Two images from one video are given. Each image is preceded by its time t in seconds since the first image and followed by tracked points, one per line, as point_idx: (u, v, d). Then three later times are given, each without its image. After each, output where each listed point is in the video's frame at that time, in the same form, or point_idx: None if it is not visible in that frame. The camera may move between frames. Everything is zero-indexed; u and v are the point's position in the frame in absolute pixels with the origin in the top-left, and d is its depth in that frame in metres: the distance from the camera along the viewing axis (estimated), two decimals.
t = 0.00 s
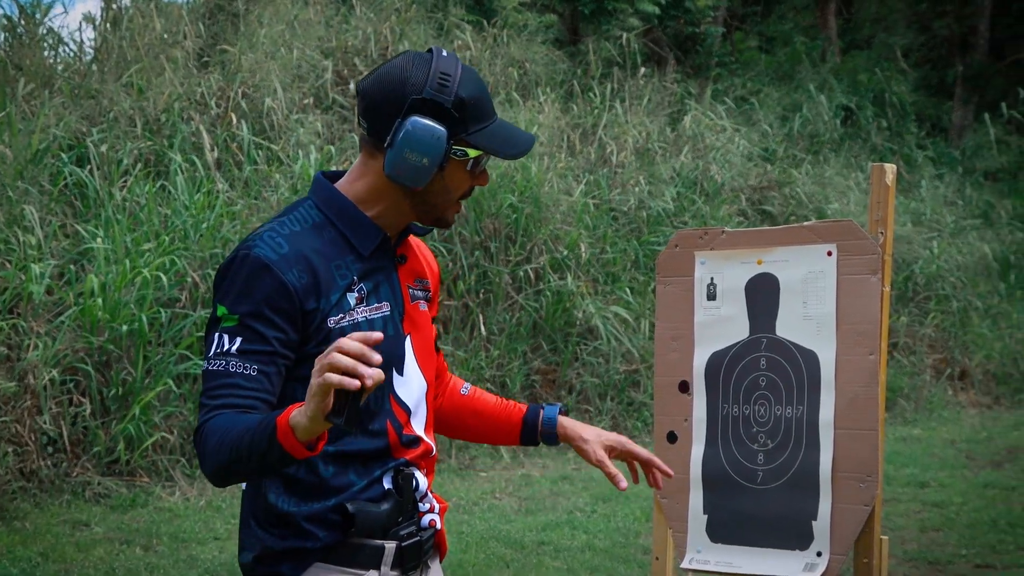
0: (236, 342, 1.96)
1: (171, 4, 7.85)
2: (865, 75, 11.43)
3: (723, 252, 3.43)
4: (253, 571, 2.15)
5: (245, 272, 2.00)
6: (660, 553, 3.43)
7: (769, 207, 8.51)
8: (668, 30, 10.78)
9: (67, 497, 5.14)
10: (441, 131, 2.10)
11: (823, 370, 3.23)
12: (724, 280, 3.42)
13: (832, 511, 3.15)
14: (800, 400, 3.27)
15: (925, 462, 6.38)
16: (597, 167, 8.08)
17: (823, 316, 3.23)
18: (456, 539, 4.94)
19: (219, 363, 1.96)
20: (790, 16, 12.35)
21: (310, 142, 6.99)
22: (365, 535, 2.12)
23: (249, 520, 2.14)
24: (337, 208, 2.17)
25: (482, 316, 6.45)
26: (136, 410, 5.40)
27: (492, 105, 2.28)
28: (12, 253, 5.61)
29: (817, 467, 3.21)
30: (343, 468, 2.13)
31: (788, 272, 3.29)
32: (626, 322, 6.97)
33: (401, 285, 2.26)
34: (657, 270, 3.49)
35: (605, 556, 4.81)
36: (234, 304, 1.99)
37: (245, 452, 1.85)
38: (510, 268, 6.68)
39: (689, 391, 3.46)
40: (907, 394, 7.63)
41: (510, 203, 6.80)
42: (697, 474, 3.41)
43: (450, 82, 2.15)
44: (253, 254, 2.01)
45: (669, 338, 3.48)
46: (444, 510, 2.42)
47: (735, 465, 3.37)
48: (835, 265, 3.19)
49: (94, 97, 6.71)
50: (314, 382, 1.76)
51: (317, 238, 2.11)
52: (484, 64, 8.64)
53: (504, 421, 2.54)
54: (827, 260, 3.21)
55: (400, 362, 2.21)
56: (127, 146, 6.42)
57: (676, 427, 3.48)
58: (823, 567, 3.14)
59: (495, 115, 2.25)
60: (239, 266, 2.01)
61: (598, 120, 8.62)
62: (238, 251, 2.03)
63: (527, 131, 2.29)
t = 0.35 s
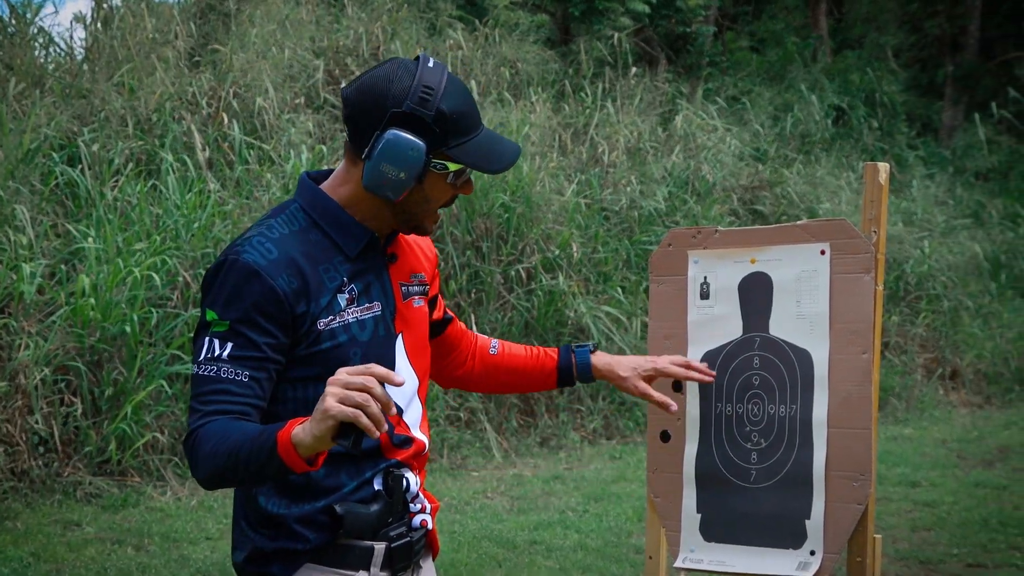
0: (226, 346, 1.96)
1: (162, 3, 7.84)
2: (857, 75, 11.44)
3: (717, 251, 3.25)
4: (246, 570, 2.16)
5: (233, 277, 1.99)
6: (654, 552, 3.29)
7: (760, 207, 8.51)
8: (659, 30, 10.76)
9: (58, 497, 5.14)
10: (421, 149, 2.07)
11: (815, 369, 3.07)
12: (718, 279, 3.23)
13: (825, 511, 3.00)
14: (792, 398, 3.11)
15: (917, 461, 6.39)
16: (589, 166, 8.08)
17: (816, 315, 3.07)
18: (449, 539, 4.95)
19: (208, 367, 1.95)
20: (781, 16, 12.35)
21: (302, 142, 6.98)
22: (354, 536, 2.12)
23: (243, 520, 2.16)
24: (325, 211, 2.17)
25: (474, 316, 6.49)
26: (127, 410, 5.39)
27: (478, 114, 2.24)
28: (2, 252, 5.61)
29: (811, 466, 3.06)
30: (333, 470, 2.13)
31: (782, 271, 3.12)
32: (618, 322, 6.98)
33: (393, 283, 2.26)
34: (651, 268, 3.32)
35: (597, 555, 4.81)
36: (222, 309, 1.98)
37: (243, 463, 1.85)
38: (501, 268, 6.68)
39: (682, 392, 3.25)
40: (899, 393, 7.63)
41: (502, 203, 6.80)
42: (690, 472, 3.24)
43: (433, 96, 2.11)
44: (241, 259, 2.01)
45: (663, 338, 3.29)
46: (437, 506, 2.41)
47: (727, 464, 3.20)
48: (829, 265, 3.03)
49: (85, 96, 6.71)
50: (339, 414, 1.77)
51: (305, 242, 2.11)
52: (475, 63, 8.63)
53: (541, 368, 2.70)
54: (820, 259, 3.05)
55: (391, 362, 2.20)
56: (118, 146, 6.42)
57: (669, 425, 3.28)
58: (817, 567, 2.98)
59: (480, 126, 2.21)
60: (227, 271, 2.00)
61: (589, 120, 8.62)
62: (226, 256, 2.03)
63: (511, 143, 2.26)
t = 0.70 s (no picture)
0: (214, 354, 1.98)
1: (156, 3, 7.84)
2: (851, 75, 11.45)
3: (713, 251, 3.22)
4: (242, 569, 2.17)
5: (220, 285, 2.01)
6: (649, 552, 3.26)
7: (754, 207, 8.52)
8: (654, 29, 10.78)
9: (52, 497, 5.14)
10: (404, 152, 2.07)
11: (811, 369, 3.03)
12: (714, 279, 3.20)
13: (821, 511, 2.97)
14: (789, 398, 3.07)
15: (911, 461, 6.40)
16: (584, 167, 8.09)
17: (812, 315, 3.03)
18: (443, 539, 4.95)
19: (197, 375, 1.97)
20: (776, 16, 12.36)
21: (296, 142, 6.98)
22: (349, 534, 2.12)
23: (239, 521, 2.17)
24: (314, 216, 2.17)
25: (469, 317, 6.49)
26: (121, 409, 5.38)
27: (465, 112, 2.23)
28: None
29: (807, 466, 3.02)
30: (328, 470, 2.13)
31: (778, 271, 3.09)
32: (612, 322, 6.99)
33: (386, 286, 2.25)
34: (647, 268, 3.30)
35: (592, 555, 4.82)
36: (211, 316, 2.00)
37: (223, 466, 1.87)
38: (496, 267, 6.69)
39: (679, 391, 3.23)
40: (893, 394, 7.65)
41: (497, 203, 6.80)
42: (687, 472, 3.22)
43: (415, 97, 2.11)
44: (228, 266, 2.02)
45: (659, 338, 3.27)
46: (435, 504, 2.39)
47: (724, 464, 3.17)
48: (824, 264, 3.00)
49: (80, 96, 6.71)
50: (305, 433, 1.79)
51: (293, 247, 2.11)
52: (470, 64, 8.63)
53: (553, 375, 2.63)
54: (816, 259, 3.01)
55: (384, 365, 2.19)
56: (112, 146, 6.42)
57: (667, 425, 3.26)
58: (812, 567, 2.96)
59: (466, 125, 2.20)
60: (214, 279, 2.02)
61: (584, 120, 8.62)
62: (214, 264, 2.04)
63: (500, 140, 2.25)
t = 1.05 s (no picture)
0: (194, 366, 2.00)
1: (153, 3, 7.83)
2: (848, 75, 11.46)
3: (710, 252, 3.22)
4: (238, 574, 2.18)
5: (199, 299, 2.02)
6: (648, 552, 3.30)
7: (752, 207, 8.53)
8: (651, 29, 10.79)
9: (49, 497, 5.13)
10: (387, 161, 2.07)
11: (810, 370, 3.02)
12: (711, 280, 3.20)
13: (819, 512, 2.97)
14: (787, 399, 3.05)
15: (908, 461, 6.40)
16: (581, 167, 8.09)
17: (810, 316, 3.02)
18: (440, 539, 4.95)
19: (178, 388, 2.00)
20: (774, 16, 12.36)
21: (293, 141, 6.97)
22: (342, 538, 2.12)
23: (234, 526, 2.18)
24: (294, 225, 2.17)
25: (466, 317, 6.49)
26: (118, 410, 5.38)
27: (446, 118, 2.23)
28: None
29: (805, 468, 3.00)
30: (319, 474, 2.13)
31: (774, 272, 3.08)
32: (609, 322, 7.00)
33: (370, 290, 2.24)
34: (645, 269, 3.30)
35: (590, 555, 4.81)
36: (191, 330, 2.02)
37: (205, 482, 1.91)
38: (494, 268, 6.69)
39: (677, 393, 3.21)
40: (890, 393, 7.65)
41: (494, 203, 6.81)
42: (685, 474, 3.19)
43: (395, 105, 2.10)
44: (206, 279, 2.03)
45: (657, 338, 3.26)
46: (432, 503, 2.40)
47: (722, 465, 3.13)
48: (822, 265, 2.99)
49: (76, 96, 6.70)
50: (282, 452, 1.82)
51: (273, 257, 2.12)
52: (467, 64, 8.63)
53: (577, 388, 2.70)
54: (814, 259, 3.01)
55: (369, 370, 2.18)
56: (109, 146, 6.42)
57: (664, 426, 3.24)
58: (810, 568, 2.96)
59: (447, 131, 2.20)
60: (193, 293, 2.04)
61: (581, 120, 8.62)
62: (192, 277, 2.06)
63: (481, 144, 2.25)
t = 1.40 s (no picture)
0: (180, 372, 2.01)
1: (153, 3, 7.83)
2: (848, 75, 11.46)
3: (710, 252, 3.22)
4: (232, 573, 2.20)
5: (184, 305, 2.03)
6: (648, 552, 3.30)
7: (751, 207, 8.53)
8: (651, 29, 10.80)
9: (49, 497, 5.13)
10: (377, 179, 2.08)
11: (809, 370, 3.02)
12: (711, 280, 3.20)
13: (819, 513, 2.96)
14: (786, 399, 3.06)
15: (908, 461, 6.41)
16: (581, 167, 8.08)
17: (810, 316, 3.02)
18: (440, 539, 4.95)
19: (164, 393, 2.02)
20: (773, 16, 12.36)
21: (293, 141, 6.97)
22: (331, 540, 2.12)
23: (227, 527, 2.20)
24: (285, 231, 2.17)
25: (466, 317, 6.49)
26: (118, 410, 5.39)
27: (442, 132, 2.22)
28: None
29: (805, 467, 3.00)
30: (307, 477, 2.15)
31: (774, 272, 3.08)
32: (609, 322, 7.00)
33: (361, 296, 2.24)
34: (645, 270, 3.30)
35: (590, 555, 4.81)
36: (177, 336, 2.03)
37: (181, 491, 1.93)
38: (493, 268, 6.69)
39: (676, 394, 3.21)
40: (890, 393, 7.65)
41: (494, 203, 6.80)
42: (684, 474, 3.19)
43: (388, 122, 2.10)
44: (193, 286, 2.04)
45: (657, 338, 3.26)
46: (427, 505, 2.39)
47: (721, 466, 3.14)
48: (822, 265, 2.99)
49: (76, 96, 6.70)
50: (249, 476, 1.83)
51: (261, 264, 2.12)
52: (468, 64, 8.63)
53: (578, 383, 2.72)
54: (813, 260, 3.01)
55: (357, 377, 2.18)
56: (109, 146, 6.43)
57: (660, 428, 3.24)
58: (810, 568, 2.95)
59: (441, 147, 2.19)
60: (180, 298, 2.05)
61: (581, 120, 8.62)
62: (180, 282, 2.07)
63: (476, 160, 2.24)
